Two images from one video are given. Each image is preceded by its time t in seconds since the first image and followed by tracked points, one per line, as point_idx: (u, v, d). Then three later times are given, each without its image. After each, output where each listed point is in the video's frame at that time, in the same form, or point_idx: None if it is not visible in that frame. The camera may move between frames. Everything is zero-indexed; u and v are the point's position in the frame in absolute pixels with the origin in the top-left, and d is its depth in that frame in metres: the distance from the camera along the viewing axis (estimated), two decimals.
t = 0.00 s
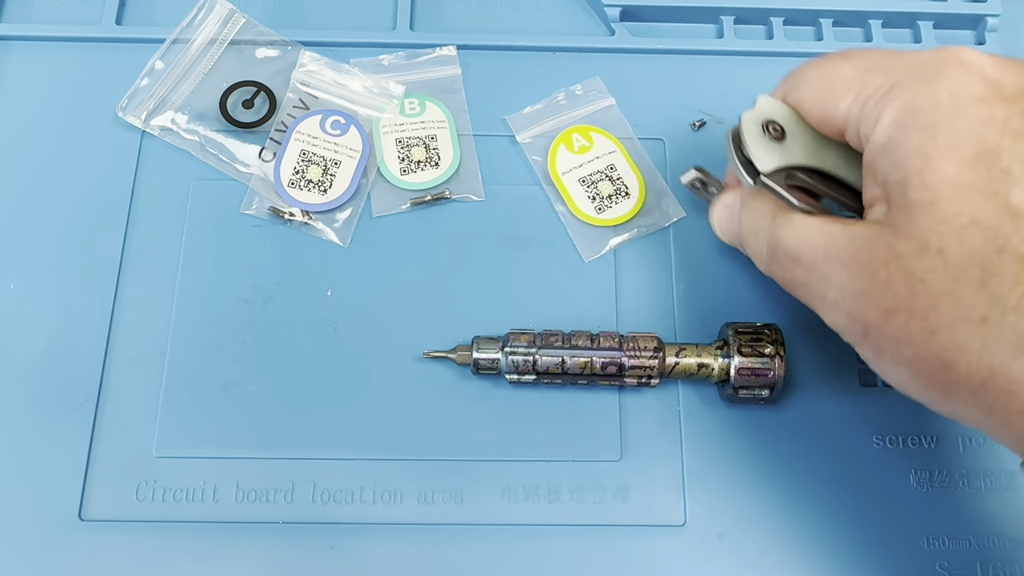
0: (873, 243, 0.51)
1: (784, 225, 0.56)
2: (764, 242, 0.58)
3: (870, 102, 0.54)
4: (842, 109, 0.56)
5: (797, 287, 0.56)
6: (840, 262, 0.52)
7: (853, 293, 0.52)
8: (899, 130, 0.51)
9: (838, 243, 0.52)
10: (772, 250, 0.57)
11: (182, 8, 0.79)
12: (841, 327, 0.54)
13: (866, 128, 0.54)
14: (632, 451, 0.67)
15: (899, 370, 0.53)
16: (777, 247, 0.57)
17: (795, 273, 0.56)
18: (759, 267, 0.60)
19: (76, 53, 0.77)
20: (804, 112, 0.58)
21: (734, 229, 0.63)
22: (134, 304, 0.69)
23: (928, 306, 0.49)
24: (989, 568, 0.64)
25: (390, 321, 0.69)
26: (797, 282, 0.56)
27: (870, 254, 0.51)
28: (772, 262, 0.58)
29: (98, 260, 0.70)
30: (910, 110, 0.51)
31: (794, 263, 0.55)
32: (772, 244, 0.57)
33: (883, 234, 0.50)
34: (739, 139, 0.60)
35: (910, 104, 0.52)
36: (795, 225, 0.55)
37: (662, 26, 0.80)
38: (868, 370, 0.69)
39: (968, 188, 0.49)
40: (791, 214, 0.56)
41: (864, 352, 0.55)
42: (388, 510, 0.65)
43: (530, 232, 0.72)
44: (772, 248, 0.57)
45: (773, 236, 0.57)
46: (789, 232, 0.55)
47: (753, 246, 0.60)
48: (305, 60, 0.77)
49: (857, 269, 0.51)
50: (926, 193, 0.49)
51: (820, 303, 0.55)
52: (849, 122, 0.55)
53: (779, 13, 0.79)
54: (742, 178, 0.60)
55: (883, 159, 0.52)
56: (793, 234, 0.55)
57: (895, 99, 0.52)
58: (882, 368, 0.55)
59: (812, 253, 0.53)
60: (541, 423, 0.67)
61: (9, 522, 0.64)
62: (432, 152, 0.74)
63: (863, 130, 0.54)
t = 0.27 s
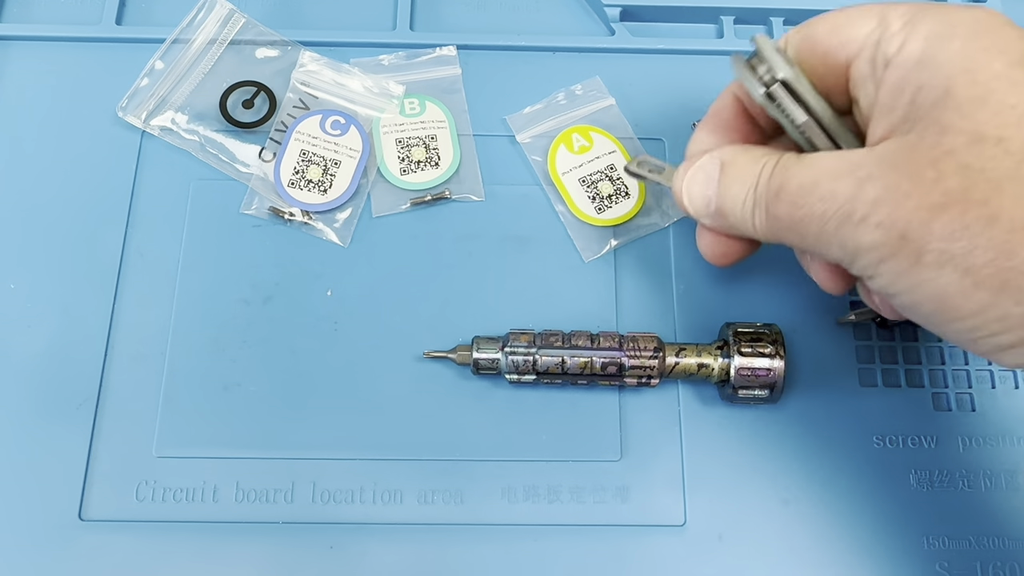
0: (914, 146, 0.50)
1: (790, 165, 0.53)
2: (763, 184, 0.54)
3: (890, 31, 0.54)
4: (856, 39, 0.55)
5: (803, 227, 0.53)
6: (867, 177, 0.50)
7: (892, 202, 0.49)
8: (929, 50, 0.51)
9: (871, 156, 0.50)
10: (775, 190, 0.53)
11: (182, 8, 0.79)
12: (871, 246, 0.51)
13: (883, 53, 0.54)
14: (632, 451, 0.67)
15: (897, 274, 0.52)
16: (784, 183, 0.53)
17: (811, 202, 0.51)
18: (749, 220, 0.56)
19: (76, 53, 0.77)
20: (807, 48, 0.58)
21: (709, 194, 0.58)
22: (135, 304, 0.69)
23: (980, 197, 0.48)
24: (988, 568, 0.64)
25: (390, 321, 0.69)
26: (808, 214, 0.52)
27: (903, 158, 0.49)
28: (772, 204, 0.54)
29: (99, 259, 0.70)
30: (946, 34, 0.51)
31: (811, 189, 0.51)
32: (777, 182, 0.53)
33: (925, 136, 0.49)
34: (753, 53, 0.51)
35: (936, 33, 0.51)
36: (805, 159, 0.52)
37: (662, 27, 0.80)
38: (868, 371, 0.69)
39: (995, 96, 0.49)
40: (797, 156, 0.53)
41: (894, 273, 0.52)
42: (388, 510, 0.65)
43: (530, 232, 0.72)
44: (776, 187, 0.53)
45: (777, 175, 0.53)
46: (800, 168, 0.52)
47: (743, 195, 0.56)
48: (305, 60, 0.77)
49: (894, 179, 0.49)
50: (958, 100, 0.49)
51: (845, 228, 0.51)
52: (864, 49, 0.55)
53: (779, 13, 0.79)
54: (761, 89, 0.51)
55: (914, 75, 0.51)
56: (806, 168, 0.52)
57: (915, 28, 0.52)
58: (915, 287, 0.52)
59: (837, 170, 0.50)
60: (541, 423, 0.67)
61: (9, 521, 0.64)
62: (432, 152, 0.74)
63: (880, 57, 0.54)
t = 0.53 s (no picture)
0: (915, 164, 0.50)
1: (824, 172, 0.52)
2: (795, 190, 0.53)
3: (939, 46, 0.59)
4: (897, 53, 0.61)
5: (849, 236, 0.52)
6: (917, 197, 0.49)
7: (956, 203, 0.48)
8: (961, 68, 0.57)
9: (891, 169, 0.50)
10: (811, 193, 0.52)
11: (182, 8, 0.79)
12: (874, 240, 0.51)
13: (935, 66, 0.59)
14: (632, 451, 0.67)
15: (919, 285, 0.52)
16: (822, 187, 0.52)
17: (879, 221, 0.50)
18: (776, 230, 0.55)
19: (76, 53, 0.77)
20: (863, 50, 0.62)
21: (739, 206, 0.57)
22: (135, 304, 0.69)
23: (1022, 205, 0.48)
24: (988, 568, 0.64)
25: (389, 321, 0.69)
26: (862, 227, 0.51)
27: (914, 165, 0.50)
28: (807, 211, 0.52)
29: (99, 259, 0.70)
30: (973, 51, 0.57)
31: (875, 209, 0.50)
32: (814, 185, 0.52)
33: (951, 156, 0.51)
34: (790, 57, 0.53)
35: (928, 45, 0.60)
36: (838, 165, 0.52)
37: (662, 26, 0.80)
38: (868, 371, 0.69)
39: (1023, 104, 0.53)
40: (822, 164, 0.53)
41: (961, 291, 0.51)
42: (387, 510, 0.65)
43: (530, 232, 0.72)
44: (813, 191, 0.52)
45: (812, 180, 0.52)
46: (839, 173, 0.51)
47: (772, 203, 0.54)
48: (305, 60, 0.77)
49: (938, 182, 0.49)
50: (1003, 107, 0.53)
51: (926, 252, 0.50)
52: (906, 65, 0.61)
53: (779, 13, 0.79)
54: (792, 91, 0.53)
55: (970, 86, 0.56)
56: (843, 170, 0.51)
57: (952, 45, 0.58)
58: (982, 302, 0.51)
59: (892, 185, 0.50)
60: (541, 423, 0.67)
61: (9, 521, 0.64)
62: (432, 152, 0.74)
63: (926, 75, 0.59)
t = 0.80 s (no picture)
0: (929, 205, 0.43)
1: (822, 196, 0.44)
2: (778, 211, 0.45)
3: (991, 42, 0.50)
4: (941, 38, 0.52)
5: (838, 283, 0.44)
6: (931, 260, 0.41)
7: (976, 280, 0.41)
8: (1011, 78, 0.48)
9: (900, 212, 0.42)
10: (793, 224, 0.45)
11: (182, 8, 0.80)
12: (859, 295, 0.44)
13: (979, 72, 0.51)
14: (632, 451, 0.67)
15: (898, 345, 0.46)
16: (814, 222, 0.44)
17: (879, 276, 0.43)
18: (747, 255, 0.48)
19: (76, 53, 0.77)
20: (894, 32, 0.53)
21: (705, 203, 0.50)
22: (134, 304, 0.69)
23: None
24: (988, 569, 0.64)
25: (390, 321, 0.69)
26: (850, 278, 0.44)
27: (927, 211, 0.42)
28: (789, 241, 0.45)
29: (99, 260, 0.70)
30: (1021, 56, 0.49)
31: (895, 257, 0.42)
32: (802, 217, 0.44)
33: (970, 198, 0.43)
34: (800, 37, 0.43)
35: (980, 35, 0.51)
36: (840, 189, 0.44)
37: (663, 27, 0.80)
38: (868, 371, 0.69)
39: None
40: (811, 179, 0.45)
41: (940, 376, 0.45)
42: (388, 510, 0.65)
43: (530, 232, 0.72)
44: (802, 225, 0.44)
45: (806, 205, 0.44)
46: (833, 201, 0.43)
47: (744, 219, 0.47)
48: (305, 60, 0.77)
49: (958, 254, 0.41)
50: None
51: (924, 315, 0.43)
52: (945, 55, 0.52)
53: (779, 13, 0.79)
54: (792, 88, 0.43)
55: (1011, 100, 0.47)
56: (831, 200, 0.43)
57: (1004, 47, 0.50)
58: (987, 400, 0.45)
59: (913, 233, 0.42)
60: (541, 423, 0.67)
61: (9, 521, 0.64)
62: (432, 152, 0.74)
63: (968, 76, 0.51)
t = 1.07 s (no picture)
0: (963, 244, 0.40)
1: (843, 219, 0.39)
2: (788, 232, 0.40)
3: None
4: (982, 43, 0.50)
5: (847, 322, 0.41)
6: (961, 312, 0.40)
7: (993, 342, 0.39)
8: None
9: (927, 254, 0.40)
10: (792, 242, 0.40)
11: (182, 8, 0.79)
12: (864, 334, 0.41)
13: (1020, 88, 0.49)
14: (632, 451, 0.67)
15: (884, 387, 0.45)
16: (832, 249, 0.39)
17: (898, 323, 0.40)
18: (727, 267, 0.43)
19: (77, 53, 0.77)
20: (934, 27, 0.50)
21: (682, 199, 0.43)
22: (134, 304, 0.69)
23: None
24: (989, 569, 0.64)
25: (389, 321, 0.69)
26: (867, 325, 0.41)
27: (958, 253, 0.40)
28: (794, 266, 0.40)
29: (99, 259, 0.70)
30: None
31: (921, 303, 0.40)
32: (819, 241, 0.39)
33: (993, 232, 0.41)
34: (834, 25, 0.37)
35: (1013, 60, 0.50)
36: (865, 211, 0.39)
37: (663, 26, 0.80)
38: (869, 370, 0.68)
39: None
40: (824, 193, 0.40)
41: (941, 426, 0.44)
42: (388, 510, 0.65)
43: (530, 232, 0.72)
44: (817, 251, 0.39)
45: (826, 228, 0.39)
46: (855, 229, 0.39)
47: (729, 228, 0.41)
48: (305, 60, 0.77)
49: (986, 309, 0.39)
50: None
51: (933, 367, 0.41)
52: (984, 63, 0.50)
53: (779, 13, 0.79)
54: (818, 70, 0.37)
55: None
56: (854, 226, 0.39)
57: None
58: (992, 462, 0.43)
59: (946, 278, 0.39)
60: (542, 422, 0.67)
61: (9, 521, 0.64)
62: (432, 152, 0.74)
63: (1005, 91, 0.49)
